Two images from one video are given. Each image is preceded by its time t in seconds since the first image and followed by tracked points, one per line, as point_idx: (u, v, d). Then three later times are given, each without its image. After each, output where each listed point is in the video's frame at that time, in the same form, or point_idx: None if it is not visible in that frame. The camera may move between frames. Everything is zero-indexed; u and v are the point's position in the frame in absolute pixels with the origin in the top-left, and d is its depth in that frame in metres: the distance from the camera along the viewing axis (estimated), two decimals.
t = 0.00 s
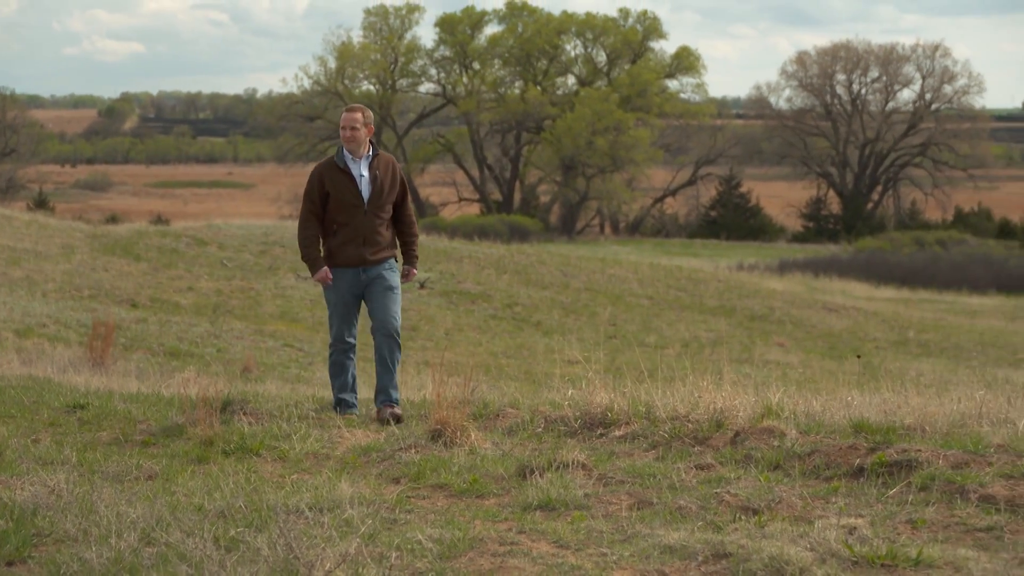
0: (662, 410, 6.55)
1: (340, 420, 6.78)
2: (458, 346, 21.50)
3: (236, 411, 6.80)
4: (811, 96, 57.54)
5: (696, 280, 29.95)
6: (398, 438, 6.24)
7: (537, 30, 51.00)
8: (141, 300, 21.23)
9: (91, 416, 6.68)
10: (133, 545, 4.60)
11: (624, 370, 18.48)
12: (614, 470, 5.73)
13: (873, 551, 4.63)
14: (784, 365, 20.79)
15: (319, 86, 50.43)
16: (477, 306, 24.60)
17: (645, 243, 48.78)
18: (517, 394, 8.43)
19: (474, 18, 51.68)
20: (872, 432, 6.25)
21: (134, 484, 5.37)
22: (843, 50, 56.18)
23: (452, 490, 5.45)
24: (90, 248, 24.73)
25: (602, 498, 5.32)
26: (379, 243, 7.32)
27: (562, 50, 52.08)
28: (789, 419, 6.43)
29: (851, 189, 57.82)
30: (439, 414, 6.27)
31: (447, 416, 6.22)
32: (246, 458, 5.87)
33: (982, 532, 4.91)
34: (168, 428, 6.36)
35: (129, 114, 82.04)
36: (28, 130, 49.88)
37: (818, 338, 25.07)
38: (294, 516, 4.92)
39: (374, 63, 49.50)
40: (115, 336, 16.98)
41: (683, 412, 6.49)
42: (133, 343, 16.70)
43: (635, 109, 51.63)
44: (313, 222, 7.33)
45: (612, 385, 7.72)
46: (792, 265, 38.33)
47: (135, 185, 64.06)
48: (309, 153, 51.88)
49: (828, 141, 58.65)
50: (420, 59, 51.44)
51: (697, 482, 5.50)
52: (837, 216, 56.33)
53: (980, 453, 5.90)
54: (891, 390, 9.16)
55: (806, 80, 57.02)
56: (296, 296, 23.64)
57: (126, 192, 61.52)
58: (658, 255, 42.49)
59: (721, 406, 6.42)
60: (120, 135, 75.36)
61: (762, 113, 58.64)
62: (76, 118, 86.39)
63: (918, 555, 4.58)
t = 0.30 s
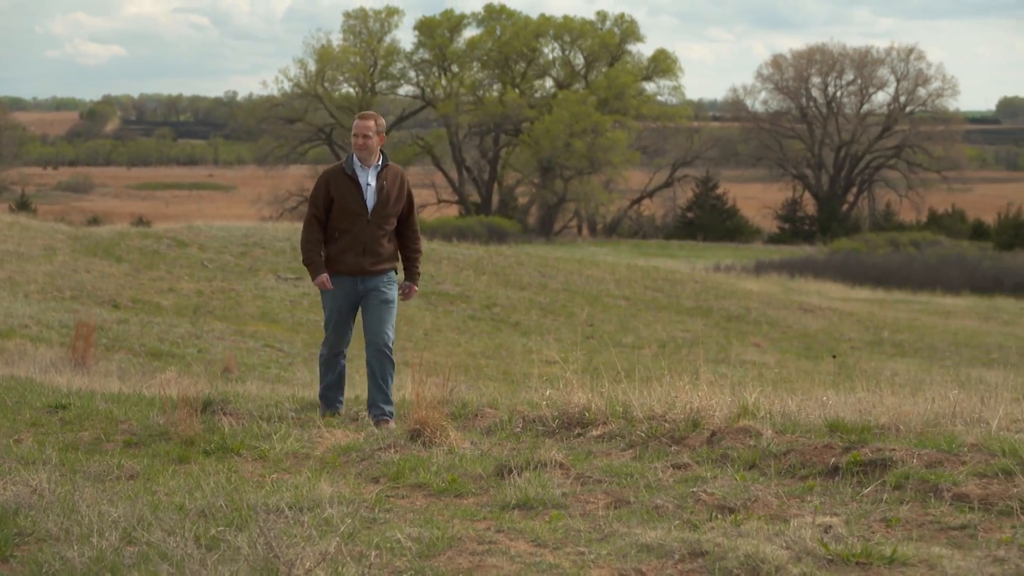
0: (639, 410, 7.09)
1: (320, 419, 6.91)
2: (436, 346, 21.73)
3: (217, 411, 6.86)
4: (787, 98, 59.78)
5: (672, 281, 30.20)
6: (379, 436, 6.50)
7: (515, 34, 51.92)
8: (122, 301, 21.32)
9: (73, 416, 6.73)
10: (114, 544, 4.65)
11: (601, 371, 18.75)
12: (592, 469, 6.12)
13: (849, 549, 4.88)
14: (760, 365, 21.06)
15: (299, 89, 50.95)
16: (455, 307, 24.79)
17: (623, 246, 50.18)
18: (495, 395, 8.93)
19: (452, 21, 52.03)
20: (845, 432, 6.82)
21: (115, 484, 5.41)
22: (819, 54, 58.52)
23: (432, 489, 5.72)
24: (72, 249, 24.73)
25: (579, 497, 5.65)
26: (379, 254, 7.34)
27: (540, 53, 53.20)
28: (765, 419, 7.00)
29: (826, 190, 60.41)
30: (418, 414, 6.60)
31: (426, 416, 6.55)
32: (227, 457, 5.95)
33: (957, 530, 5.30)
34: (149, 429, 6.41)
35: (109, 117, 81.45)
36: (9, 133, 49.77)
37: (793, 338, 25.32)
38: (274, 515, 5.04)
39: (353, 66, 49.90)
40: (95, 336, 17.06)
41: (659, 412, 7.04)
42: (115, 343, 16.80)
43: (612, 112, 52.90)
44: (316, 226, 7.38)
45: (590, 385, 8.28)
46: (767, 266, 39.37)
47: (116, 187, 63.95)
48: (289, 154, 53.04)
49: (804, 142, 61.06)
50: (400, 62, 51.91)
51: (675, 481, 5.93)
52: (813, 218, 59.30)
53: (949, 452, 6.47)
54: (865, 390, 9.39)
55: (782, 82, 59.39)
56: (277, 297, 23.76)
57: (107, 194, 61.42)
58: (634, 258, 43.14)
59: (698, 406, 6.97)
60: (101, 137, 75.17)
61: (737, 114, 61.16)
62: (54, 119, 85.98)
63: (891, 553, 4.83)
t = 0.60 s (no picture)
0: (614, 409, 7.22)
1: (299, 418, 6.97)
2: (413, 346, 21.78)
3: (196, 410, 6.91)
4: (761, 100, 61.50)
5: (647, 281, 30.36)
6: (356, 435, 6.56)
7: (492, 35, 53.32)
8: (102, 301, 21.34)
9: (52, 416, 6.74)
10: (94, 542, 4.71)
11: (578, 369, 18.89)
12: (567, 467, 6.26)
13: (823, 547, 4.97)
14: (734, 364, 21.26)
15: (278, 91, 52.78)
16: (432, 307, 24.84)
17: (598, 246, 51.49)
18: (472, 395, 8.96)
19: (430, 24, 53.57)
20: (819, 430, 6.97)
21: (95, 482, 5.44)
22: (792, 56, 60.24)
23: (409, 487, 5.82)
24: (51, 250, 24.64)
25: (555, 495, 5.79)
26: (379, 249, 7.38)
27: (516, 55, 54.51)
28: (739, 417, 7.14)
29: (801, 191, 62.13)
30: (396, 413, 6.67)
31: (404, 415, 6.61)
32: (206, 456, 5.99)
33: (928, 528, 5.41)
34: (127, 428, 6.44)
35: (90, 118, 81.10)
36: None
37: (767, 337, 25.50)
38: (252, 513, 5.14)
39: (331, 68, 52.03)
40: (75, 336, 17.08)
41: (634, 411, 7.17)
42: (94, 343, 16.80)
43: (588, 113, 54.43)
44: (313, 221, 7.42)
45: (566, 385, 8.39)
46: (742, 265, 40.63)
47: (96, 188, 63.64)
48: (269, 155, 54.35)
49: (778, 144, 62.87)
50: (378, 64, 53.91)
51: (649, 480, 6.08)
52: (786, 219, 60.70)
53: (923, 450, 6.63)
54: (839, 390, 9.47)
55: (756, 84, 61.11)
56: (257, 297, 23.78)
57: (87, 195, 61.14)
58: (610, 258, 43.53)
59: (673, 405, 7.10)
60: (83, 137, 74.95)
61: (712, 116, 62.69)
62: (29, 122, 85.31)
63: (865, 551, 4.92)
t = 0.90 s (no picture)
0: (585, 406, 7.40)
1: (278, 415, 7.11)
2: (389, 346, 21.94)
3: (178, 407, 7.05)
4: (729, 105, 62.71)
5: (618, 281, 30.64)
6: (333, 432, 6.71)
7: (465, 42, 54.04)
8: (84, 301, 21.47)
9: (36, 412, 6.86)
10: (77, 537, 4.91)
11: (549, 367, 19.13)
12: (539, 463, 6.44)
13: (787, 541, 5.17)
14: (702, 363, 21.56)
15: (257, 95, 53.53)
16: (408, 307, 25.00)
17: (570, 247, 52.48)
18: (447, 392, 9.11)
19: (406, 31, 55.05)
20: (785, 427, 7.19)
21: (77, 477, 5.59)
22: (759, 61, 61.42)
23: (385, 482, 5.98)
24: (35, 251, 24.64)
25: (528, 490, 5.97)
26: (376, 257, 7.53)
27: (489, 61, 55.28)
28: (706, 414, 7.34)
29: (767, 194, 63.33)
30: (373, 411, 6.80)
31: (380, 412, 6.75)
32: (187, 452, 6.13)
33: (891, 522, 5.61)
34: (110, 425, 6.57)
35: (72, 122, 80.89)
36: None
37: (735, 336, 25.82)
38: (232, 508, 5.33)
39: (309, 74, 53.18)
40: (58, 336, 17.23)
41: (604, 407, 7.36)
42: (77, 343, 16.92)
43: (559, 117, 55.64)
44: (308, 233, 7.50)
45: (539, 383, 8.55)
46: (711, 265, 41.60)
47: (80, 190, 63.15)
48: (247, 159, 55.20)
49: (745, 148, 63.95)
50: (354, 70, 55.12)
51: (619, 475, 6.27)
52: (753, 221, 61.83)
53: (886, 446, 6.87)
54: (802, 389, 9.73)
55: (723, 89, 62.19)
56: (236, 297, 23.91)
57: (71, 198, 60.36)
58: (583, 260, 44.06)
59: (642, 402, 7.29)
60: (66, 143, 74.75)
61: (681, 120, 63.70)
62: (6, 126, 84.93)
63: (828, 545, 5.12)
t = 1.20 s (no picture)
0: (556, 401, 7.68)
1: (260, 410, 7.35)
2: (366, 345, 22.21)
3: (164, 403, 7.28)
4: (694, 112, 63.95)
5: (587, 281, 30.97)
6: (313, 426, 6.95)
7: (440, 51, 55.82)
8: (74, 300, 21.69)
9: (27, 407, 7.09)
10: (68, 527, 5.19)
11: (522, 363, 19.49)
12: (512, 456, 6.70)
13: (750, 530, 5.44)
14: (668, 360, 21.94)
15: (240, 103, 54.33)
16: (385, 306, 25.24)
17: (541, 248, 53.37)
18: (423, 387, 9.33)
19: (383, 40, 56.40)
20: (748, 421, 7.48)
21: (68, 470, 5.86)
22: (722, 70, 62.76)
23: (363, 475, 6.23)
24: (26, 252, 24.79)
25: (500, 482, 6.23)
26: (370, 250, 7.67)
27: (464, 69, 56.72)
28: (672, 409, 7.64)
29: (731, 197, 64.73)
30: (351, 405, 7.03)
31: (359, 407, 6.97)
32: (173, 446, 6.39)
33: (849, 512, 5.91)
34: (99, 419, 6.80)
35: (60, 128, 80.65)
36: None
37: (699, 333, 26.22)
38: (216, 500, 5.60)
39: (291, 81, 53.70)
40: (48, 334, 17.39)
41: (574, 402, 7.64)
42: (68, 340, 17.12)
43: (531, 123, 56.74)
44: (304, 228, 7.63)
45: (512, 379, 8.79)
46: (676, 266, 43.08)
47: (69, 193, 62.77)
48: (231, 164, 55.61)
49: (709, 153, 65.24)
50: (334, 78, 55.98)
51: (588, 467, 6.54)
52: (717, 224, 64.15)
53: (844, 440, 7.17)
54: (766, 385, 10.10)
55: (689, 96, 63.45)
56: (221, 296, 24.20)
57: (61, 201, 60.05)
58: (555, 261, 44.69)
59: (610, 398, 7.56)
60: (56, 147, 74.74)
61: (647, 126, 64.80)
62: None
63: (788, 534, 5.41)
